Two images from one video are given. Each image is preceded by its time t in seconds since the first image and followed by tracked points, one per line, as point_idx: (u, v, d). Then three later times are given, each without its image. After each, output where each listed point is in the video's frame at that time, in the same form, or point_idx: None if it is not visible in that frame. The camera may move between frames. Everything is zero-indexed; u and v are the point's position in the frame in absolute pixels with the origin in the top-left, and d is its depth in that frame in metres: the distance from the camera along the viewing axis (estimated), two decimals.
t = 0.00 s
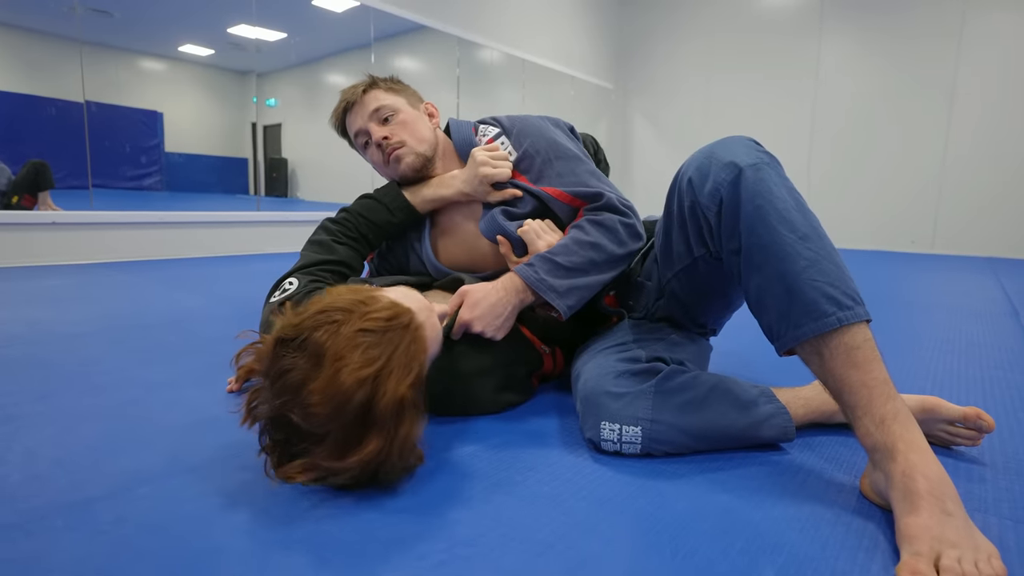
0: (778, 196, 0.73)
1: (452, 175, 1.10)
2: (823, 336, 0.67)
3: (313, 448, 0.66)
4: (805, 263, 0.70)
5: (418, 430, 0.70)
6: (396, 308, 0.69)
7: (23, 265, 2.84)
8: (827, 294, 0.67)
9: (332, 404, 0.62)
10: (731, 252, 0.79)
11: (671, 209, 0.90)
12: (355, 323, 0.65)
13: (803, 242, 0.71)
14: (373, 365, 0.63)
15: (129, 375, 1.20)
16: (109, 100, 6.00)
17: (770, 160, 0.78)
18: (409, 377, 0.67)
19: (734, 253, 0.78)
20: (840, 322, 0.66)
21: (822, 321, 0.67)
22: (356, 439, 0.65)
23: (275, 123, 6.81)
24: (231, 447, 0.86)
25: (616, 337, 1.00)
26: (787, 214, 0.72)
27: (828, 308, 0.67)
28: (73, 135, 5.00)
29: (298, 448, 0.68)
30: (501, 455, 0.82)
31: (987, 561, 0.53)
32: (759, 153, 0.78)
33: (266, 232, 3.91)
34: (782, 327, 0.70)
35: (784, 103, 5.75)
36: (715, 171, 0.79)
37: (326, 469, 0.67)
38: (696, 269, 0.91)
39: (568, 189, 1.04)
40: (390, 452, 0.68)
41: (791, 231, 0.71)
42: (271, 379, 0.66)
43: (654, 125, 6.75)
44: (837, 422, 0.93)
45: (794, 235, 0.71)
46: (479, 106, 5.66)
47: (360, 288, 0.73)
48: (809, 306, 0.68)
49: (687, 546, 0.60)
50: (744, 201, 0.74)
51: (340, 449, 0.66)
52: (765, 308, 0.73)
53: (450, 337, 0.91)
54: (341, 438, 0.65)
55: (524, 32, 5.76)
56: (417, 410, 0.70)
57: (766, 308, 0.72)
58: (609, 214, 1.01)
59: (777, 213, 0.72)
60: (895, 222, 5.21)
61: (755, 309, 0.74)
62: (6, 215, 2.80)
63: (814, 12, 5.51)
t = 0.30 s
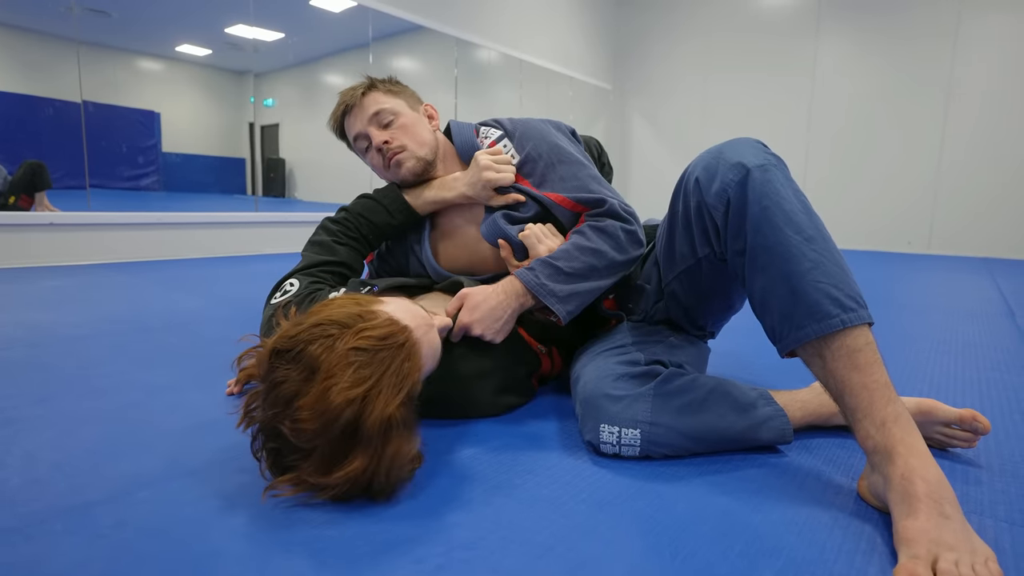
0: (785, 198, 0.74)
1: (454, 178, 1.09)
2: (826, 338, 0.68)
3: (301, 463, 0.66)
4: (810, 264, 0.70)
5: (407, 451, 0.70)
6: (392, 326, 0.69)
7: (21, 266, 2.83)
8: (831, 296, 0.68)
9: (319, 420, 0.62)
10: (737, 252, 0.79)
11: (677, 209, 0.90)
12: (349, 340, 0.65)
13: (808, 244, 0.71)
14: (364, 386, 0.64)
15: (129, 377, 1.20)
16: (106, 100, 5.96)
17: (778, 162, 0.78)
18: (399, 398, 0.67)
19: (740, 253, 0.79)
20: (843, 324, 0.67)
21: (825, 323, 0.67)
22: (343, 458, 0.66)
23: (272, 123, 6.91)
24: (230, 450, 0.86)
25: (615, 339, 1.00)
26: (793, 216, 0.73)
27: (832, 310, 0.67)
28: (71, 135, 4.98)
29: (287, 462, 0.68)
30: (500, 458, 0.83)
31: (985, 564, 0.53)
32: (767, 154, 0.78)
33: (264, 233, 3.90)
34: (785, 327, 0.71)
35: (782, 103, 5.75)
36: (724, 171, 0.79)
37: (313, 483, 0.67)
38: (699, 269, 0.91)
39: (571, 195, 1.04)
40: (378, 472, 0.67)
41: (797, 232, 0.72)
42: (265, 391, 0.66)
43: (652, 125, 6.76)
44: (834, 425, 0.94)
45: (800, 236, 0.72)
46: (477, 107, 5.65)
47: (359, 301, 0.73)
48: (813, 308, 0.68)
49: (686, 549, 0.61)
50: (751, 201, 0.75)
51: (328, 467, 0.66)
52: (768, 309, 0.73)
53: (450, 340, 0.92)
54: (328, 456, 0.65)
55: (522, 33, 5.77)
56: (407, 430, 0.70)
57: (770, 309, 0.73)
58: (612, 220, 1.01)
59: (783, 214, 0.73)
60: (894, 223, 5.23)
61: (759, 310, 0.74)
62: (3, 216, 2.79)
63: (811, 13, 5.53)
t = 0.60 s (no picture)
0: (781, 200, 0.74)
1: (459, 182, 1.09)
2: (821, 338, 0.68)
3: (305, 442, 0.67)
4: (805, 265, 0.71)
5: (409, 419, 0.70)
6: (379, 302, 0.67)
7: (18, 267, 2.83)
8: (827, 297, 0.68)
9: (313, 403, 0.62)
10: (734, 254, 0.80)
11: (674, 211, 0.91)
12: (335, 319, 0.64)
13: (804, 245, 0.72)
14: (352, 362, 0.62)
15: (129, 379, 1.20)
16: (103, 100, 5.94)
17: (773, 164, 0.79)
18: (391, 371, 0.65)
19: (737, 255, 0.79)
20: (839, 325, 0.67)
21: (821, 323, 0.68)
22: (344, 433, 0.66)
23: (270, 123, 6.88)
24: (231, 451, 0.86)
25: (614, 340, 1.00)
26: (790, 217, 0.73)
27: (827, 311, 0.68)
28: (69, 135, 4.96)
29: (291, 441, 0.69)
30: (499, 459, 0.83)
31: (979, 563, 0.53)
32: (763, 157, 0.79)
33: (262, 234, 3.90)
34: (781, 328, 0.71)
35: (781, 103, 5.76)
36: (720, 173, 0.79)
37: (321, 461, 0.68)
38: (697, 271, 0.92)
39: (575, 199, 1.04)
40: (381, 443, 0.68)
41: (793, 234, 0.72)
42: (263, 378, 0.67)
43: (650, 125, 6.76)
44: (832, 425, 0.94)
45: (796, 237, 0.72)
46: (476, 107, 5.64)
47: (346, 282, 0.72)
48: (809, 308, 0.69)
49: (685, 549, 0.61)
50: (748, 203, 0.75)
51: (331, 445, 0.67)
52: (765, 310, 0.73)
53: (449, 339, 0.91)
54: (330, 433, 0.66)
55: (519, 33, 5.77)
56: (407, 400, 0.69)
57: (766, 309, 0.73)
58: (615, 225, 1.02)
59: (779, 216, 0.73)
60: (894, 222, 5.23)
61: (756, 310, 0.75)
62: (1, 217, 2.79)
63: (808, 13, 5.54)
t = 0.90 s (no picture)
0: (781, 199, 0.74)
1: (471, 179, 1.09)
2: (820, 338, 0.68)
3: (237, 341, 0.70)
4: (805, 265, 0.71)
5: (349, 339, 0.71)
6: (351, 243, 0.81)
7: (17, 267, 2.82)
8: (826, 297, 0.69)
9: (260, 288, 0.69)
10: (734, 253, 0.80)
11: (675, 210, 0.91)
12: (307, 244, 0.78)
13: (804, 245, 0.72)
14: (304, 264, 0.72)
15: (128, 379, 1.20)
16: (101, 100, 5.93)
17: (774, 164, 0.79)
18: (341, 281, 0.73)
19: (737, 254, 0.79)
20: (838, 324, 0.67)
21: (820, 323, 0.68)
22: (271, 325, 0.68)
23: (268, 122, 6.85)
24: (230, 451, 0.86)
25: (615, 339, 1.00)
26: (789, 217, 0.73)
27: (827, 310, 0.68)
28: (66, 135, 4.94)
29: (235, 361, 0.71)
30: (497, 458, 0.83)
31: (977, 563, 0.53)
32: (763, 157, 0.79)
33: (261, 234, 3.89)
34: (781, 327, 0.71)
35: (780, 103, 5.76)
36: (721, 173, 0.79)
37: (252, 365, 0.68)
38: (699, 270, 0.92)
39: (572, 199, 1.03)
40: (305, 343, 0.67)
41: (793, 234, 0.72)
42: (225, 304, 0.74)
43: (648, 125, 6.77)
44: (830, 425, 0.94)
45: (795, 237, 0.72)
46: (474, 107, 5.64)
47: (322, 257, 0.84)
48: (808, 308, 0.69)
49: (684, 549, 0.61)
50: (748, 203, 0.75)
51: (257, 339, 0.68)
52: (764, 310, 0.74)
53: (425, 325, 0.93)
54: (259, 326, 0.69)
55: (518, 33, 5.77)
56: (353, 321, 0.72)
57: (766, 309, 0.73)
58: (604, 226, 1.01)
59: (779, 215, 0.73)
60: (893, 222, 5.23)
61: (756, 310, 0.75)
62: None
63: (807, 13, 5.55)
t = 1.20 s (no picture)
0: (783, 200, 0.74)
1: (465, 182, 1.08)
2: (822, 338, 0.68)
3: (246, 369, 0.71)
4: (807, 266, 0.71)
5: (350, 342, 0.70)
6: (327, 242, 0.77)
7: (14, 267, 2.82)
8: (827, 298, 0.68)
9: (248, 313, 0.69)
10: (735, 253, 0.80)
11: (677, 210, 0.91)
12: (282, 256, 0.75)
13: (805, 245, 0.72)
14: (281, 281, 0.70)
15: (124, 380, 1.19)
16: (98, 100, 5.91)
17: (777, 165, 0.79)
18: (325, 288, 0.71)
19: (738, 254, 0.79)
20: (839, 325, 0.67)
21: (821, 323, 0.68)
22: (271, 349, 0.68)
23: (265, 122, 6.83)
24: (227, 453, 0.85)
25: (614, 339, 1.00)
26: (791, 218, 0.73)
27: (828, 311, 0.68)
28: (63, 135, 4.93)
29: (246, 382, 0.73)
30: (495, 460, 0.83)
31: (977, 564, 0.53)
32: (766, 157, 0.79)
33: (259, 234, 3.89)
34: (782, 328, 0.71)
35: (779, 103, 5.76)
36: (723, 172, 0.79)
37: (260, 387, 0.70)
38: (699, 270, 0.92)
39: (576, 200, 1.03)
40: (308, 361, 0.68)
41: (794, 234, 0.72)
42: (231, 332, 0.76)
43: (646, 125, 6.77)
44: (829, 426, 0.94)
45: (797, 238, 0.72)
46: (473, 107, 5.64)
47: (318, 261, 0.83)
48: (809, 308, 0.69)
49: (682, 551, 0.61)
50: (750, 202, 0.75)
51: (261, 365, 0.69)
52: (765, 309, 0.73)
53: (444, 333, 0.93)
54: (260, 351, 0.69)
55: (516, 33, 5.78)
56: (349, 324, 0.71)
57: (767, 309, 0.73)
58: (612, 226, 1.01)
59: (781, 216, 0.73)
60: (893, 223, 5.23)
61: (757, 311, 0.75)
62: None
63: (805, 13, 5.55)
